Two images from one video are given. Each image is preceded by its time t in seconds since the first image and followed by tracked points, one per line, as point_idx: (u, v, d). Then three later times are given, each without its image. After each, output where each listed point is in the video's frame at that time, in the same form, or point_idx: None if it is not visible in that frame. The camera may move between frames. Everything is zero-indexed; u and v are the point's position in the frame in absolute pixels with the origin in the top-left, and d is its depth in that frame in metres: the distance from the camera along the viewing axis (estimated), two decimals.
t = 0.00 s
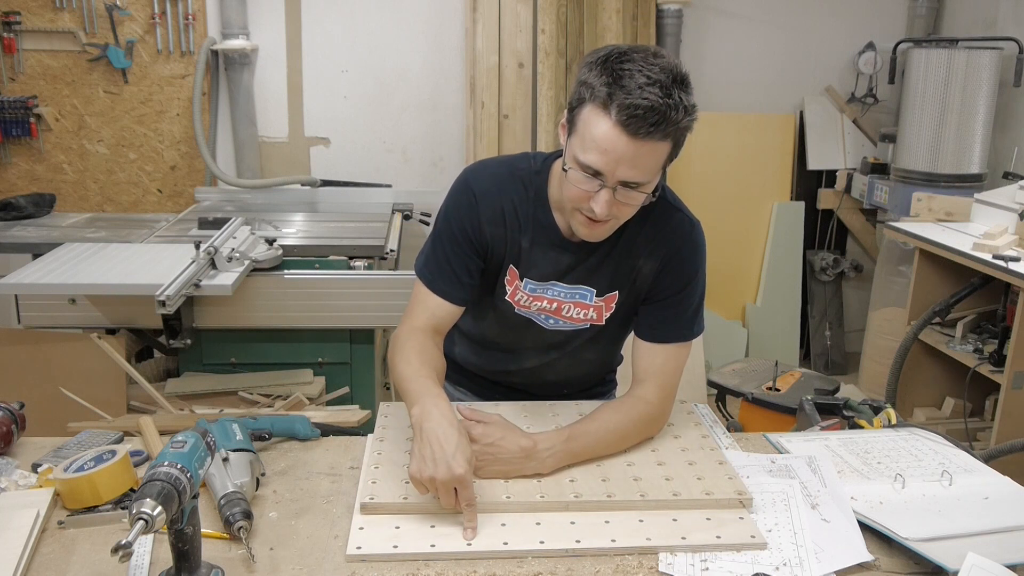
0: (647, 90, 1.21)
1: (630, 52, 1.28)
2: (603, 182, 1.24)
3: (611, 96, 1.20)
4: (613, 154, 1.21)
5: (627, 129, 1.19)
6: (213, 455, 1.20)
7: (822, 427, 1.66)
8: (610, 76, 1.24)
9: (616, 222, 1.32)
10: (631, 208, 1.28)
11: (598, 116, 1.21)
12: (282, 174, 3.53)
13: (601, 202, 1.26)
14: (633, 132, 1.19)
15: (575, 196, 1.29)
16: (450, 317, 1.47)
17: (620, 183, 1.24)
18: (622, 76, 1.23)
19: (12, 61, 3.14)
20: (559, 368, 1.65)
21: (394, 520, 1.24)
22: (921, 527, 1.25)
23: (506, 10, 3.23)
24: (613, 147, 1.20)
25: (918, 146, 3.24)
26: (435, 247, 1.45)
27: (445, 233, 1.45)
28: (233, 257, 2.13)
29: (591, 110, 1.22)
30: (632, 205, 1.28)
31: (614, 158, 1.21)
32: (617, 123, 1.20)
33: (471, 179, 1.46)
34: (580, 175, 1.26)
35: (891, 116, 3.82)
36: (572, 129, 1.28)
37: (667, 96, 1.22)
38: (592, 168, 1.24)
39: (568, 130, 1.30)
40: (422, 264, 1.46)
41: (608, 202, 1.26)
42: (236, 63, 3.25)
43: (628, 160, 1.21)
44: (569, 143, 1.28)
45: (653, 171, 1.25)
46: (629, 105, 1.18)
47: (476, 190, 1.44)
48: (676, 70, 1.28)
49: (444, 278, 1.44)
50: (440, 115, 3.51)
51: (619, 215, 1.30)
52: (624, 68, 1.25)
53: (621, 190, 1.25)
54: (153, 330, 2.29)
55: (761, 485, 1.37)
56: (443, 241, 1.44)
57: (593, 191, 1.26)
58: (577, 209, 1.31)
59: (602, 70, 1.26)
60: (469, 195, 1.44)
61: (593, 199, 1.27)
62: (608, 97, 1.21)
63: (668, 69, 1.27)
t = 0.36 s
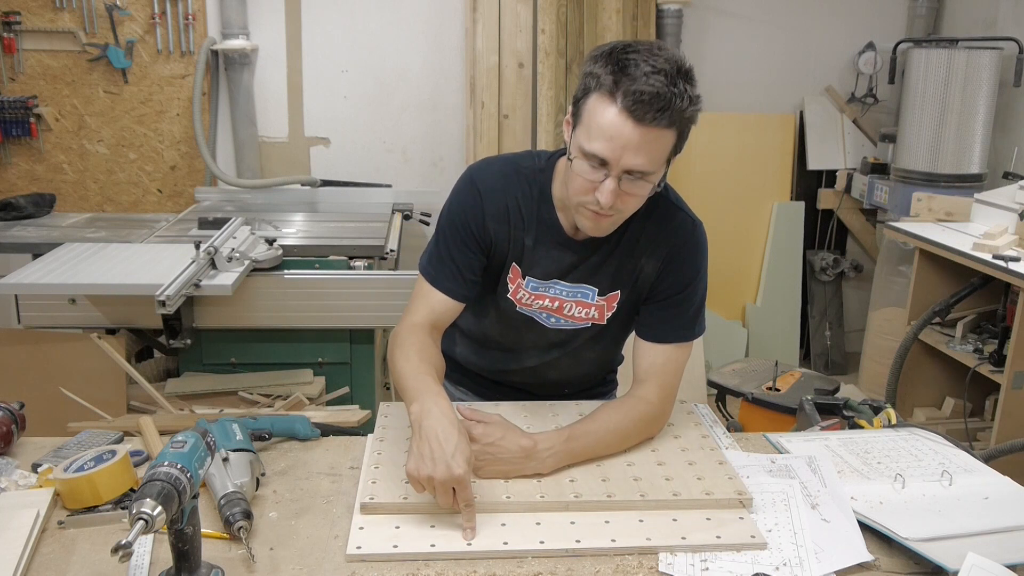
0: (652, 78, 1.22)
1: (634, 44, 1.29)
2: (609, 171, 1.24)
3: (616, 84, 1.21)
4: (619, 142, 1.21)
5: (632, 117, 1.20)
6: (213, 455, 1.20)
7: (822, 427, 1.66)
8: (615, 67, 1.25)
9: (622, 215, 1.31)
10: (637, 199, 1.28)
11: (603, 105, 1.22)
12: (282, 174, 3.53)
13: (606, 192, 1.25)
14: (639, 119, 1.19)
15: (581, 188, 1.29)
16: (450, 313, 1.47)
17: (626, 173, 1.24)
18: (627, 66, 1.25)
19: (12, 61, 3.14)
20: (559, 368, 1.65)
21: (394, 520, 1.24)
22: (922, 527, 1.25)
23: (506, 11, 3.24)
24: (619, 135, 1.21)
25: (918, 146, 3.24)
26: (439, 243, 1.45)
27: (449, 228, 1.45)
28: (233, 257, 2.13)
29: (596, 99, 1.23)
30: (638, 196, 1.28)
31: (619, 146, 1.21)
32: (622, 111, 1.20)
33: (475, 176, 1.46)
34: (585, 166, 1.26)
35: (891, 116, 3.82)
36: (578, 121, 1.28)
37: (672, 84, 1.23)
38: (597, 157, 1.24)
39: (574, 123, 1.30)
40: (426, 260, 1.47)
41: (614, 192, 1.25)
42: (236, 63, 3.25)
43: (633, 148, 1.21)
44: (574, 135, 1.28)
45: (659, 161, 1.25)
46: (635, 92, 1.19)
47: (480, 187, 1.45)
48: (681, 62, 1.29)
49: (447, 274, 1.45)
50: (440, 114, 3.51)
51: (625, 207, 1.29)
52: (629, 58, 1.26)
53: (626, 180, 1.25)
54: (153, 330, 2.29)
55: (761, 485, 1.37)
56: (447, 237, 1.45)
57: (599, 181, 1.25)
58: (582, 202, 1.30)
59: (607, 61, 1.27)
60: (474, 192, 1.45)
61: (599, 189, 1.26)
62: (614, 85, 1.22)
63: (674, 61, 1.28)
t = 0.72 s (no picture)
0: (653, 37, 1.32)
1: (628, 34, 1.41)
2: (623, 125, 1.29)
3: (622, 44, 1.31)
4: (631, 91, 1.28)
5: (643, 64, 1.28)
6: (213, 455, 1.20)
7: (822, 427, 1.67)
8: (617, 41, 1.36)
9: (635, 183, 1.32)
10: (651, 158, 1.31)
11: (612, 62, 1.30)
12: (282, 174, 3.53)
13: (622, 144, 1.29)
14: (650, 65, 1.28)
15: (593, 154, 1.32)
16: (454, 315, 1.48)
17: (639, 125, 1.29)
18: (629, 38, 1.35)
19: (12, 61, 3.14)
20: (559, 369, 1.65)
21: (394, 519, 1.24)
22: (922, 527, 1.25)
23: (506, 11, 3.24)
24: (631, 84, 1.28)
25: (918, 146, 3.24)
26: (441, 247, 1.45)
27: (451, 231, 1.45)
28: (233, 257, 2.13)
29: (603, 61, 1.31)
30: (651, 155, 1.31)
31: (631, 94, 1.28)
32: (632, 62, 1.29)
33: (477, 179, 1.46)
34: (597, 127, 1.31)
35: (891, 116, 3.82)
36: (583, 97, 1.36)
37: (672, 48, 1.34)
38: (610, 112, 1.30)
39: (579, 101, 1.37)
40: (428, 264, 1.47)
41: (629, 145, 1.29)
42: (236, 63, 3.25)
43: (646, 95, 1.28)
44: (582, 106, 1.34)
45: (669, 117, 1.31)
46: (641, 43, 1.29)
47: (482, 189, 1.45)
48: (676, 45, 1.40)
49: (450, 277, 1.45)
50: (440, 114, 3.51)
51: (638, 171, 1.31)
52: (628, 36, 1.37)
53: (640, 134, 1.30)
54: (153, 330, 2.29)
55: (761, 485, 1.37)
56: (449, 241, 1.45)
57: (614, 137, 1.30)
58: (595, 169, 1.31)
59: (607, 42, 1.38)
60: (476, 195, 1.45)
61: (613, 147, 1.30)
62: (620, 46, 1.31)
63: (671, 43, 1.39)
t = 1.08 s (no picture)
0: (649, 37, 1.32)
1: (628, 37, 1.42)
2: (626, 124, 1.29)
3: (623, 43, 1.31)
4: (632, 90, 1.28)
5: (645, 62, 1.28)
6: (214, 455, 1.20)
7: (822, 427, 1.67)
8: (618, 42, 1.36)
9: (641, 181, 1.32)
10: (657, 157, 1.30)
11: (614, 62, 1.30)
12: (282, 174, 3.52)
13: (627, 144, 1.29)
14: (652, 63, 1.28)
15: (599, 155, 1.32)
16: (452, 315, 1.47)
17: (644, 122, 1.29)
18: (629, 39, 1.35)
19: (12, 61, 3.14)
20: (559, 369, 1.65)
21: (394, 520, 1.24)
22: (922, 527, 1.25)
23: (506, 11, 3.24)
24: (633, 82, 1.28)
25: (918, 146, 3.24)
26: (442, 245, 1.44)
27: (452, 230, 1.44)
28: (233, 257, 2.13)
29: (605, 61, 1.32)
30: (657, 152, 1.31)
31: (632, 94, 1.28)
32: (634, 60, 1.29)
33: (481, 179, 1.46)
34: (601, 129, 1.31)
35: (892, 116, 3.82)
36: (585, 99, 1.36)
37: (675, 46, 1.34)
38: (614, 112, 1.30)
39: (581, 103, 1.37)
40: (427, 262, 1.45)
41: (634, 143, 1.29)
42: (236, 63, 3.24)
43: (649, 93, 1.28)
44: (585, 108, 1.34)
45: (674, 114, 1.31)
46: (643, 42, 1.29)
47: (486, 189, 1.44)
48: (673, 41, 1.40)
49: (451, 277, 1.44)
50: (440, 114, 3.51)
51: (644, 169, 1.31)
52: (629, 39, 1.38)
53: (643, 132, 1.30)
54: (153, 330, 2.29)
55: (761, 485, 1.37)
56: (451, 239, 1.44)
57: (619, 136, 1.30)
58: (601, 169, 1.31)
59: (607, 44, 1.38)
60: (479, 194, 1.44)
61: (619, 146, 1.30)
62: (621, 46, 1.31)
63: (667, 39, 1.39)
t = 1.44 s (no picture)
0: (649, 32, 1.31)
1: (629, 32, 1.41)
2: (624, 122, 1.29)
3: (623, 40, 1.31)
4: (630, 87, 1.28)
5: (645, 60, 1.28)
6: (213, 455, 1.20)
7: (822, 427, 1.67)
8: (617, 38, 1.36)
9: (640, 177, 1.33)
10: (656, 154, 1.31)
11: (614, 59, 1.30)
12: (281, 174, 3.52)
13: (626, 141, 1.29)
14: (652, 61, 1.28)
15: (598, 152, 1.32)
16: (447, 305, 1.45)
17: (643, 120, 1.29)
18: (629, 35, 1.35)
19: (12, 61, 3.14)
20: (558, 368, 1.65)
21: (394, 520, 1.24)
22: (922, 527, 1.25)
23: (506, 11, 3.24)
24: (633, 79, 1.28)
25: (918, 146, 3.24)
26: (442, 232, 1.43)
27: (453, 217, 1.43)
28: (233, 257, 2.13)
29: (605, 58, 1.31)
30: (656, 149, 1.31)
31: (630, 92, 1.28)
32: (635, 58, 1.29)
33: (483, 167, 1.46)
34: (600, 127, 1.31)
35: (892, 116, 3.82)
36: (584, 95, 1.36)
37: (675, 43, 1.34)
38: (613, 109, 1.30)
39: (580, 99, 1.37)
40: (424, 248, 1.44)
41: (633, 141, 1.29)
42: (236, 63, 3.24)
43: (648, 91, 1.28)
44: (585, 104, 1.34)
45: (673, 111, 1.31)
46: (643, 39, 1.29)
47: (488, 178, 1.45)
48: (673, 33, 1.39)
49: (449, 266, 1.43)
50: (440, 114, 3.51)
51: (643, 165, 1.31)
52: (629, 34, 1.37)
53: (642, 130, 1.30)
54: (153, 330, 2.29)
55: (761, 485, 1.37)
56: (451, 226, 1.43)
57: (618, 133, 1.30)
58: (600, 166, 1.32)
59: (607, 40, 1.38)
60: (481, 182, 1.45)
61: (618, 144, 1.30)
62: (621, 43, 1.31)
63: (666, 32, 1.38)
